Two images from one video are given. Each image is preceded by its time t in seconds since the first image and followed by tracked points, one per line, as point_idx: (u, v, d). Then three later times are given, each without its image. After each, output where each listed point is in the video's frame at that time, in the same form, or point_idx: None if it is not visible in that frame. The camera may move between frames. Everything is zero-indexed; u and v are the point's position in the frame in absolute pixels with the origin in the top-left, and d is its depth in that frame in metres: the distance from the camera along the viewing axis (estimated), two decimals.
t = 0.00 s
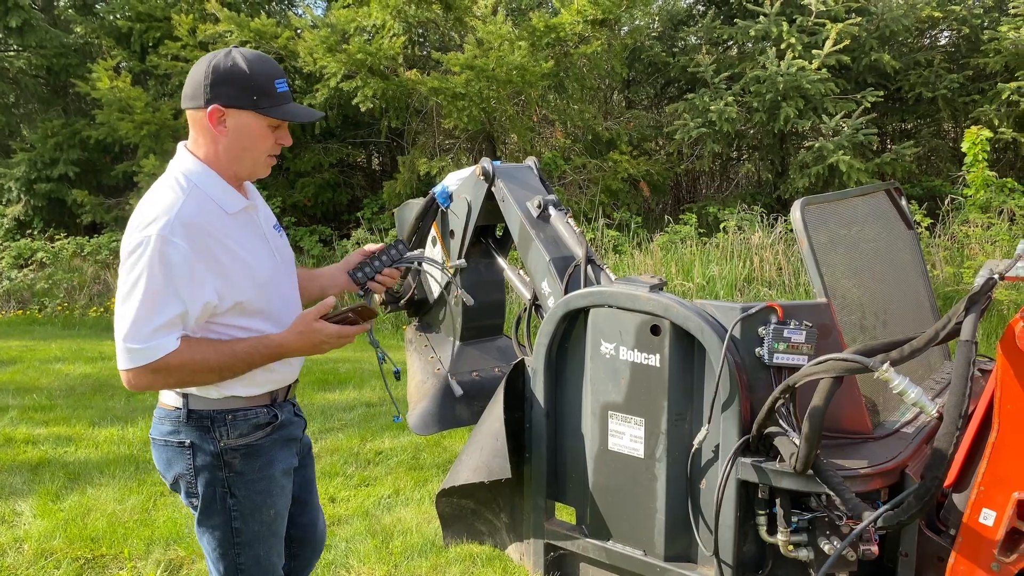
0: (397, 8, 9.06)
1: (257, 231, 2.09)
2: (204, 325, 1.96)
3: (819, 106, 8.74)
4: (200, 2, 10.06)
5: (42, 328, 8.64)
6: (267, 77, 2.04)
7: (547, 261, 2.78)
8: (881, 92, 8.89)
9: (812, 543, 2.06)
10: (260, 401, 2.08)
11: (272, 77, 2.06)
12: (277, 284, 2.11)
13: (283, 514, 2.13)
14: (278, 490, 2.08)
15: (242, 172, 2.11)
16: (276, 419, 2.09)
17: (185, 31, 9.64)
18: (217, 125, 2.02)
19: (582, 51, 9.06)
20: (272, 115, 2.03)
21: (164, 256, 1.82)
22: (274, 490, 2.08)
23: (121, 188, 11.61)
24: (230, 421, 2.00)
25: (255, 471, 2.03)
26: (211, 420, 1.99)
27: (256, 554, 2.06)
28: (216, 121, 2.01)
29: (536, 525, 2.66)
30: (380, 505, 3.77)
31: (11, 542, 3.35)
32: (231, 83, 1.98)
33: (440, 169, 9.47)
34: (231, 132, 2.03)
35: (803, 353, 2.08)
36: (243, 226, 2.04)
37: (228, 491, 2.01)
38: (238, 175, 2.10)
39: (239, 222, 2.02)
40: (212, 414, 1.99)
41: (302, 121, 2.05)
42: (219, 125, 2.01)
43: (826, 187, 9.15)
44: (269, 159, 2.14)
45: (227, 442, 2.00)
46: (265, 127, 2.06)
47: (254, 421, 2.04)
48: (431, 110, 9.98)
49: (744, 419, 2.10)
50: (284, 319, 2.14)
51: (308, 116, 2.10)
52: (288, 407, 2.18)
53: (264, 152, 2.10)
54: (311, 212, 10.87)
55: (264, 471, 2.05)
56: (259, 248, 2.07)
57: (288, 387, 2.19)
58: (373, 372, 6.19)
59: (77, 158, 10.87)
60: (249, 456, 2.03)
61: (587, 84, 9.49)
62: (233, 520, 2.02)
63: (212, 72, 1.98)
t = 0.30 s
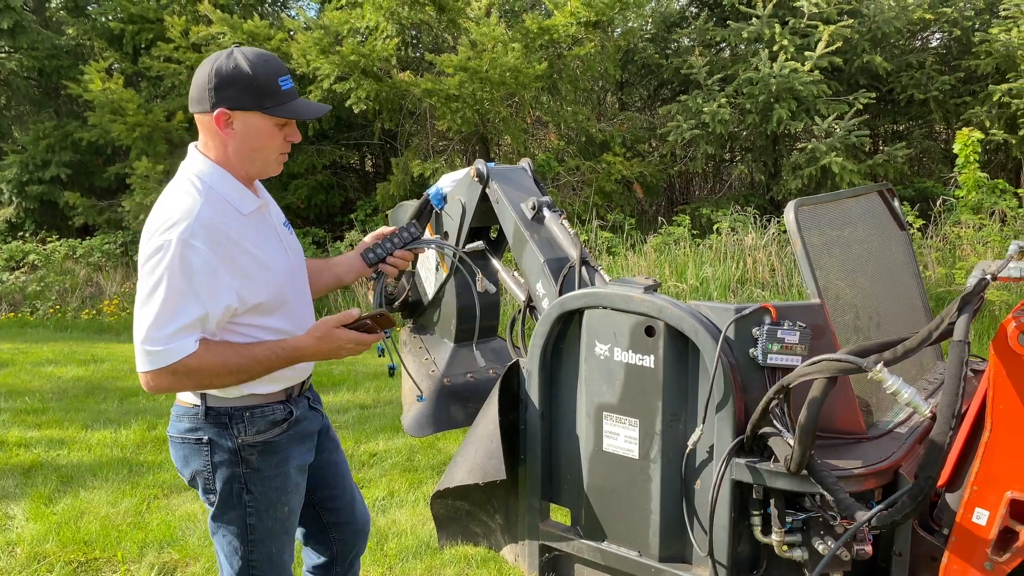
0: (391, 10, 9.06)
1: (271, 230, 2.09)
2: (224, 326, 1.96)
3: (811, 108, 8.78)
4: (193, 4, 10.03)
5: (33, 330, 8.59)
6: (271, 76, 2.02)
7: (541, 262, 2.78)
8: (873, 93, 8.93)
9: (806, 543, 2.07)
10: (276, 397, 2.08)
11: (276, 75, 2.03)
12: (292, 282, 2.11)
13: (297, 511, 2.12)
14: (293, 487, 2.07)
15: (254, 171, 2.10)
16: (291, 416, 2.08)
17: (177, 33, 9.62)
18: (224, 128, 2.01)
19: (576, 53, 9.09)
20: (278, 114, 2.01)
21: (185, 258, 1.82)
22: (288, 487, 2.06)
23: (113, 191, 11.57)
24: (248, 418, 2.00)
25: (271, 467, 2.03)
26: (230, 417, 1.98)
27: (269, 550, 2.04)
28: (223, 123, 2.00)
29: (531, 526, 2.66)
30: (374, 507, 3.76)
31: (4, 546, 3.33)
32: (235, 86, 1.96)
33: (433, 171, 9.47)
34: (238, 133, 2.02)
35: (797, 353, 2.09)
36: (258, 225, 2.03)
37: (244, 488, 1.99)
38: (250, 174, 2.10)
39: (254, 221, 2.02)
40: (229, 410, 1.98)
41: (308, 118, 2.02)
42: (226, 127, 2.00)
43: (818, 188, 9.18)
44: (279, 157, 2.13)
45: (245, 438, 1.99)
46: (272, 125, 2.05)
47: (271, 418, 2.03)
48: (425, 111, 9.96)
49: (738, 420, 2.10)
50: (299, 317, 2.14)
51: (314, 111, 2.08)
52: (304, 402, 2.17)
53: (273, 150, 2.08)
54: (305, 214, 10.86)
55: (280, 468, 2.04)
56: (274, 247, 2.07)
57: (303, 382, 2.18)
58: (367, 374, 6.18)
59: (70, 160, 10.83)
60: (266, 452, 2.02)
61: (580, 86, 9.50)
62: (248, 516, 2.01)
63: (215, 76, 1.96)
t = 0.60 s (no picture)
0: (380, 11, 9.04)
1: (312, 234, 2.08)
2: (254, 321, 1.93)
3: (799, 109, 8.82)
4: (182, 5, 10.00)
5: (20, 333, 8.52)
6: (319, 85, 2.02)
7: (530, 264, 2.78)
8: (861, 95, 8.98)
9: (794, 543, 2.07)
10: (309, 396, 2.06)
11: (324, 85, 2.04)
12: (329, 288, 2.10)
13: (318, 512, 2.10)
14: (317, 487, 2.06)
15: (300, 179, 2.10)
16: (323, 416, 2.07)
17: (166, 34, 9.58)
18: (272, 134, 2.01)
19: (566, 54, 9.12)
20: (325, 123, 2.00)
21: (226, 248, 1.80)
22: (313, 487, 2.05)
23: (102, 193, 11.50)
24: (282, 415, 1.98)
25: (299, 465, 2.01)
26: (266, 411, 1.97)
27: (287, 549, 2.03)
28: (272, 131, 2.01)
29: (520, 528, 2.65)
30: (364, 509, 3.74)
31: None
32: (284, 94, 1.96)
33: (424, 173, 9.46)
34: (286, 140, 2.02)
35: (785, 354, 2.09)
36: (300, 227, 2.03)
37: (271, 483, 1.98)
38: (296, 180, 2.09)
39: (297, 223, 2.01)
40: (266, 407, 1.97)
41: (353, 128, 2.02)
42: (274, 134, 2.01)
43: (807, 190, 9.20)
44: (324, 165, 2.13)
45: (277, 435, 1.98)
46: (319, 134, 2.04)
47: (304, 417, 2.02)
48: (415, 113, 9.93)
49: (726, 420, 2.11)
50: (332, 327, 2.12)
51: (359, 122, 2.08)
52: (337, 404, 2.16)
53: (319, 158, 2.08)
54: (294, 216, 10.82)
55: (307, 466, 2.03)
56: (313, 251, 2.06)
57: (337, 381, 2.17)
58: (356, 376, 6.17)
59: (57, 162, 10.76)
60: (296, 450, 2.01)
61: (570, 87, 9.53)
62: (270, 512, 1.99)
63: (266, 83, 1.97)
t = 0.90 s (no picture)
0: (367, 13, 9.01)
1: (369, 233, 2.14)
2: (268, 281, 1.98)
3: (785, 112, 8.88)
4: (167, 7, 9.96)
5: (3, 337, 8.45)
6: (397, 93, 2.12)
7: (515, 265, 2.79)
8: (846, 97, 9.04)
9: (778, 543, 2.09)
10: (360, 381, 2.13)
11: (401, 92, 2.14)
12: (371, 287, 2.12)
13: (384, 494, 2.18)
14: (376, 469, 2.14)
15: (368, 179, 2.19)
16: (370, 402, 2.14)
17: (151, 36, 9.53)
18: (348, 132, 2.12)
19: (553, 57, 9.15)
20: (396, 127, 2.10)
21: (268, 206, 1.88)
22: (372, 470, 2.13)
23: (88, 196, 11.44)
24: (327, 402, 2.08)
25: (353, 448, 2.10)
26: (314, 399, 2.08)
27: (361, 532, 2.13)
28: (348, 129, 2.12)
29: (506, 530, 2.66)
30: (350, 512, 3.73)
31: None
32: (363, 95, 2.08)
33: (411, 175, 9.45)
34: (360, 139, 2.12)
35: (767, 355, 2.10)
36: (356, 222, 2.09)
37: (330, 469, 2.09)
38: (364, 179, 2.18)
39: (353, 217, 2.08)
40: (310, 395, 2.08)
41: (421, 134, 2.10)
42: (351, 132, 2.11)
43: (793, 192, 9.25)
44: (393, 168, 2.22)
45: (326, 421, 2.08)
46: (391, 137, 2.14)
47: (350, 402, 2.11)
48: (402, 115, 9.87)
49: (710, 421, 2.11)
50: (365, 328, 2.12)
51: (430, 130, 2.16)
52: (388, 390, 2.22)
53: (388, 160, 2.17)
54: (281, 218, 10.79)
55: (360, 449, 2.11)
56: (365, 247, 2.10)
57: (388, 369, 2.23)
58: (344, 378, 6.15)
59: (42, 164, 10.70)
60: (347, 434, 2.10)
61: (557, 90, 9.56)
62: (336, 495, 2.10)
63: (349, 85, 2.09)
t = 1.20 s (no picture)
0: (351, 14, 8.96)
1: (377, 229, 2.14)
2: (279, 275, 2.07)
3: (769, 113, 8.92)
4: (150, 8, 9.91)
5: None
6: (419, 96, 2.09)
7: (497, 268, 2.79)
8: (829, 99, 9.09)
9: (760, 543, 2.09)
10: (361, 372, 2.12)
11: (424, 96, 2.10)
12: (377, 281, 2.12)
13: (385, 485, 2.14)
14: (373, 459, 2.11)
15: (382, 181, 2.16)
16: (372, 394, 2.12)
17: (134, 37, 9.47)
18: (366, 131, 2.11)
19: (538, 58, 9.15)
20: (412, 128, 2.06)
21: (266, 202, 1.96)
22: (370, 460, 2.10)
23: (69, 198, 11.34)
24: (327, 390, 2.08)
25: (349, 438, 2.08)
26: (313, 386, 2.09)
27: (356, 522, 2.10)
28: (367, 128, 2.10)
29: (488, 532, 2.65)
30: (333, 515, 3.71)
31: None
32: (384, 95, 2.06)
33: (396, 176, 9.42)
34: (378, 139, 2.10)
35: (748, 356, 2.10)
36: (363, 217, 2.10)
37: (328, 455, 2.08)
38: (380, 181, 2.16)
39: (359, 213, 2.09)
40: (312, 382, 2.09)
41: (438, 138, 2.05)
42: (369, 132, 2.10)
43: (777, 193, 9.30)
44: (409, 172, 2.18)
45: (324, 408, 2.08)
46: (407, 140, 2.10)
47: (350, 393, 2.09)
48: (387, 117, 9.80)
49: (692, 422, 2.12)
50: (367, 322, 2.10)
51: (448, 136, 2.11)
52: (396, 385, 2.20)
53: (403, 164, 2.13)
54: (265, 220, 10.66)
55: (357, 438, 2.09)
56: (371, 241, 2.11)
57: (395, 365, 2.20)
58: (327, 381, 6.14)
59: (23, 166, 10.60)
60: (344, 423, 2.09)
61: (542, 91, 9.58)
62: (333, 483, 2.09)
63: (372, 85, 2.08)
